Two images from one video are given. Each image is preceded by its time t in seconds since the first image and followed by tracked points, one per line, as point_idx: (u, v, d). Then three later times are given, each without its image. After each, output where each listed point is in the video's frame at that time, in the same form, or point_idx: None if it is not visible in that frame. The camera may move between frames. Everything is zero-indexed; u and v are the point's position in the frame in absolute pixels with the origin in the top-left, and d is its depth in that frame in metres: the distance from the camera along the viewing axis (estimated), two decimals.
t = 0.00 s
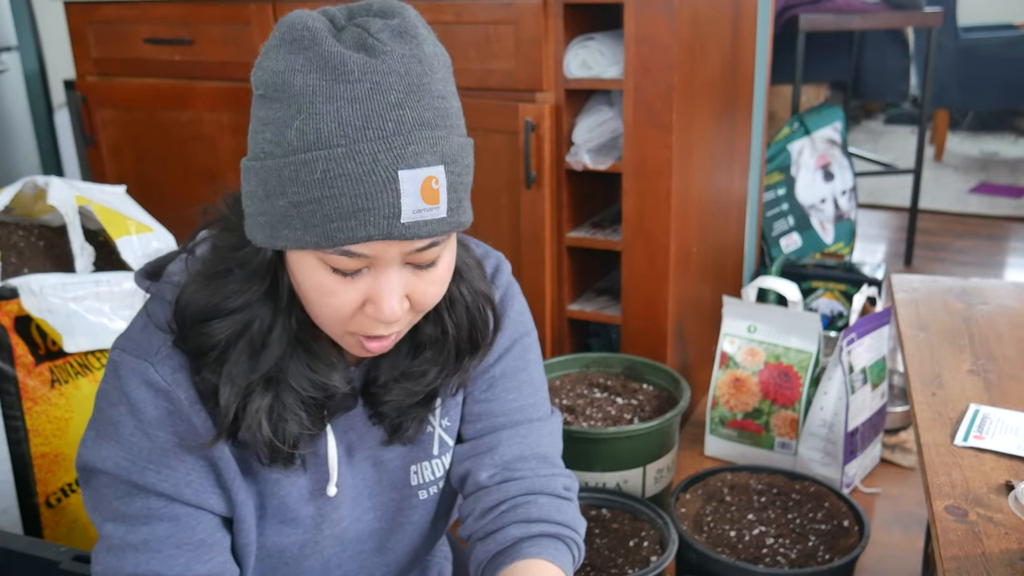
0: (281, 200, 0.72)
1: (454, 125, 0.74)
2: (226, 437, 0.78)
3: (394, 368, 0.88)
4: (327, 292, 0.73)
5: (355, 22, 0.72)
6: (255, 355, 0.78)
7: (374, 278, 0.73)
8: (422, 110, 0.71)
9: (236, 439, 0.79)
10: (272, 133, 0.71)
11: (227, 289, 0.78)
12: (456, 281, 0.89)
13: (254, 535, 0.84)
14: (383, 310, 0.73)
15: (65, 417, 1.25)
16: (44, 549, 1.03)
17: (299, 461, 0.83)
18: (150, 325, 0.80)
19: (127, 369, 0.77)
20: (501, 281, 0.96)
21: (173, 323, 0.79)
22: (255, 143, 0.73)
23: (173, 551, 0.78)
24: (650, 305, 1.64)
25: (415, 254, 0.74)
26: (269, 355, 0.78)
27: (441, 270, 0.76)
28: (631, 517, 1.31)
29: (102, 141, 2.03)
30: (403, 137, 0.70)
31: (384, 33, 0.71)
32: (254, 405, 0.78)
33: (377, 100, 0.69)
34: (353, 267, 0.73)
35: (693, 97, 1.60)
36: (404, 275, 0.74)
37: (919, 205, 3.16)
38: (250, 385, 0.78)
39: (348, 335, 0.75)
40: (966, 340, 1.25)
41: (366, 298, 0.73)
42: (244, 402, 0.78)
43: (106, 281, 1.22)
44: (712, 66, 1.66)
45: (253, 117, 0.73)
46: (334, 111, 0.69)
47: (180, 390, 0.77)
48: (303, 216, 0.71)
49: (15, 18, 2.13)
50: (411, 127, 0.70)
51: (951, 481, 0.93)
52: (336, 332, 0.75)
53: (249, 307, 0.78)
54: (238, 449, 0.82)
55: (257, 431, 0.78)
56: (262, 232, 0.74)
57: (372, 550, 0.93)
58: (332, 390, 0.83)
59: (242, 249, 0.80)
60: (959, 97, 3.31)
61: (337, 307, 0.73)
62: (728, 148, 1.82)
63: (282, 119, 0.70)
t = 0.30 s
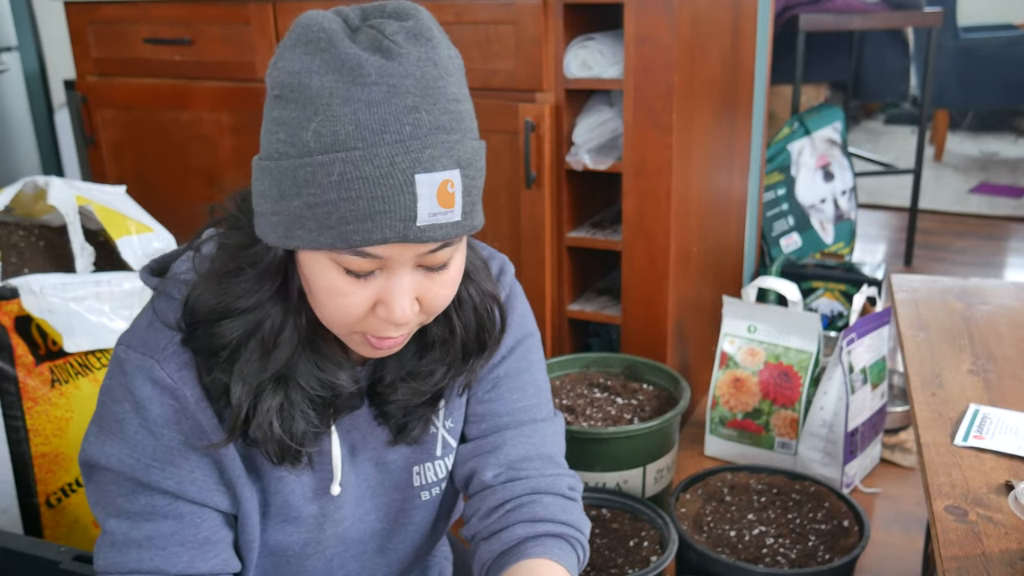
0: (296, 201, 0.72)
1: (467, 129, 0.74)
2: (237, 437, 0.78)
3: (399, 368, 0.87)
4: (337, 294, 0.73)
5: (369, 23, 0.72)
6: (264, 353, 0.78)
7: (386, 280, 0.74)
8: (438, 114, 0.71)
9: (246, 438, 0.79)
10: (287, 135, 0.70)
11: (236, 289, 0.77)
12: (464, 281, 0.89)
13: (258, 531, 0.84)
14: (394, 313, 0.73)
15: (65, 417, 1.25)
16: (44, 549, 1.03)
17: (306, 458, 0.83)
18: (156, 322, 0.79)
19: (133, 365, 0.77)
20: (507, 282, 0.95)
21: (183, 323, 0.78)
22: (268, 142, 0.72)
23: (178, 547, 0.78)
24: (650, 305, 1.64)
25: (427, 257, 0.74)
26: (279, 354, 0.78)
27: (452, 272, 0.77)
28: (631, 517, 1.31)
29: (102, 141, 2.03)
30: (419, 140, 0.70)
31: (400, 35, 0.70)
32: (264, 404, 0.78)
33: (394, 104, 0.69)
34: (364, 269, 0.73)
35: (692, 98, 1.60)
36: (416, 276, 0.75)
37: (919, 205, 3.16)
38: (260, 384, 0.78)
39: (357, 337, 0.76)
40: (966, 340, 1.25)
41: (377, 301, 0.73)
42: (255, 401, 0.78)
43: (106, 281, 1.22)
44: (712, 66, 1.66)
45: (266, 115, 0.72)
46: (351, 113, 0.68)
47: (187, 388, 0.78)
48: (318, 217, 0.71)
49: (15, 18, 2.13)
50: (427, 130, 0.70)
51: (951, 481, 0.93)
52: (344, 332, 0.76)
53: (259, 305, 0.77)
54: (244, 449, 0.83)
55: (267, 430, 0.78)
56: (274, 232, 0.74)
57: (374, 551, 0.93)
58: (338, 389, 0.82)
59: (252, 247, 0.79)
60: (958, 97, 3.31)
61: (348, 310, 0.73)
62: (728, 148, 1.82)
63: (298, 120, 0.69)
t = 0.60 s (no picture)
0: (315, 186, 0.71)
1: (484, 122, 0.75)
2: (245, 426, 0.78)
3: (400, 364, 0.87)
4: (351, 281, 0.73)
5: (388, 17, 0.73)
6: (272, 341, 0.78)
7: (399, 269, 0.73)
8: (458, 105, 0.72)
9: (254, 427, 0.79)
10: (307, 122, 0.71)
11: (246, 277, 0.77)
12: (470, 279, 0.89)
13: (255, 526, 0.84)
14: (406, 303, 0.73)
15: (65, 417, 1.25)
16: (45, 549, 1.03)
17: (308, 451, 0.83)
18: (160, 314, 0.79)
19: (136, 358, 0.77)
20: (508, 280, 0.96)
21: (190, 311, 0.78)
22: (286, 130, 0.72)
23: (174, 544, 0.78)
24: (650, 305, 1.64)
25: (439, 248, 0.74)
26: (286, 342, 0.78)
27: (462, 264, 0.77)
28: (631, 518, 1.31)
29: (102, 142, 2.04)
30: (441, 129, 0.71)
31: (419, 30, 0.72)
32: (272, 393, 0.78)
33: (416, 94, 0.70)
34: (378, 258, 0.73)
35: (692, 99, 1.60)
36: (428, 268, 0.75)
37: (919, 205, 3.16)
38: (269, 373, 0.78)
39: (365, 326, 0.75)
40: (966, 340, 1.25)
41: (389, 291, 0.73)
42: (262, 390, 0.78)
43: (106, 280, 1.22)
44: (712, 66, 1.66)
45: (285, 103, 0.72)
46: (374, 101, 0.69)
47: (189, 379, 0.77)
48: (338, 203, 0.71)
49: (15, 19, 2.13)
50: (448, 121, 0.71)
51: (951, 481, 0.93)
52: (352, 322, 0.75)
53: (268, 293, 0.77)
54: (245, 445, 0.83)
55: (273, 420, 0.78)
56: (289, 219, 0.74)
57: (372, 549, 0.93)
58: (340, 381, 0.82)
59: (263, 237, 0.80)
60: (959, 97, 3.31)
61: (361, 298, 0.73)
62: (728, 148, 1.82)
63: (319, 106, 0.70)
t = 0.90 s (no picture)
0: (322, 180, 0.71)
1: (488, 118, 0.75)
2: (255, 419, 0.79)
3: (404, 360, 0.88)
4: (356, 275, 0.73)
5: (393, 15, 0.73)
6: (280, 335, 0.78)
7: (405, 263, 0.73)
8: (463, 99, 0.72)
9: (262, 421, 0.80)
10: (315, 117, 0.71)
11: (254, 272, 0.78)
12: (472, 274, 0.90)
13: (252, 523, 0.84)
14: (411, 297, 0.73)
15: (65, 417, 1.25)
16: (44, 549, 1.03)
17: (312, 446, 0.83)
18: (163, 307, 0.79)
19: (135, 350, 0.77)
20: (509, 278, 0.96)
21: (199, 307, 0.78)
22: (293, 124, 0.72)
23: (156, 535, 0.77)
24: (650, 306, 1.64)
25: (446, 242, 0.74)
26: (294, 336, 0.79)
27: (467, 259, 0.77)
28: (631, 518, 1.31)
29: (102, 142, 2.04)
30: (448, 124, 0.71)
31: (425, 27, 0.72)
32: (280, 387, 0.78)
33: (423, 88, 0.70)
34: (385, 251, 0.73)
35: (692, 99, 1.59)
36: (434, 263, 0.74)
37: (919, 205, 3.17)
38: (276, 367, 0.79)
39: (370, 320, 0.75)
40: (966, 340, 1.25)
41: (394, 285, 0.73)
42: (270, 384, 0.78)
43: (107, 281, 1.22)
44: (712, 66, 1.66)
45: (292, 98, 0.72)
46: (382, 95, 0.69)
47: (188, 372, 0.77)
48: (346, 197, 0.71)
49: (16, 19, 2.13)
50: (454, 116, 0.71)
51: (951, 481, 0.93)
52: (356, 316, 0.75)
53: (276, 288, 0.78)
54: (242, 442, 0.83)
55: (283, 414, 0.79)
56: (297, 213, 0.73)
57: (373, 546, 0.92)
58: (345, 375, 0.83)
59: (269, 232, 0.80)
60: (959, 97, 3.31)
61: (366, 291, 0.73)
62: (728, 148, 1.82)
63: (327, 101, 0.70)
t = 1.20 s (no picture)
0: (335, 176, 0.71)
1: (497, 117, 0.76)
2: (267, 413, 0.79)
3: (409, 357, 0.88)
4: (365, 270, 0.73)
5: (403, 14, 0.73)
6: (290, 330, 0.78)
7: (414, 259, 0.73)
8: (473, 98, 0.72)
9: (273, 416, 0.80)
10: (328, 113, 0.71)
11: (264, 268, 0.78)
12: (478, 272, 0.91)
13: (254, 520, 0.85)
14: (420, 294, 0.73)
15: (65, 417, 1.26)
16: (44, 548, 1.04)
17: (320, 441, 0.83)
18: (171, 303, 0.79)
19: (137, 349, 0.77)
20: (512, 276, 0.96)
21: (209, 305, 0.79)
22: (305, 121, 0.72)
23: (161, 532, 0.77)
24: (650, 306, 1.64)
25: (453, 239, 0.74)
26: (304, 332, 0.79)
27: (475, 256, 0.77)
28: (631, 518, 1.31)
29: (102, 142, 2.04)
30: (459, 122, 0.71)
31: (435, 26, 0.72)
32: (291, 382, 0.79)
33: (435, 87, 0.70)
34: (395, 247, 0.73)
35: (692, 99, 1.60)
36: (442, 260, 0.75)
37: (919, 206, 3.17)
38: (287, 362, 0.79)
39: (380, 316, 0.75)
40: (966, 340, 1.25)
41: (403, 282, 0.73)
42: (281, 380, 0.79)
43: (107, 280, 1.22)
44: (712, 66, 1.66)
45: (304, 94, 0.72)
46: (395, 93, 0.70)
47: (197, 368, 0.78)
48: (359, 194, 0.71)
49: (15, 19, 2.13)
50: (465, 114, 0.72)
51: (951, 481, 0.93)
52: (364, 311, 0.75)
53: (286, 284, 0.78)
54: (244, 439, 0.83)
55: (293, 409, 0.79)
56: (307, 209, 0.73)
57: (375, 544, 0.92)
58: (353, 370, 0.84)
59: (278, 227, 0.80)
60: (959, 97, 3.31)
61: (376, 287, 0.73)
62: (728, 148, 1.82)
63: (340, 98, 0.70)
